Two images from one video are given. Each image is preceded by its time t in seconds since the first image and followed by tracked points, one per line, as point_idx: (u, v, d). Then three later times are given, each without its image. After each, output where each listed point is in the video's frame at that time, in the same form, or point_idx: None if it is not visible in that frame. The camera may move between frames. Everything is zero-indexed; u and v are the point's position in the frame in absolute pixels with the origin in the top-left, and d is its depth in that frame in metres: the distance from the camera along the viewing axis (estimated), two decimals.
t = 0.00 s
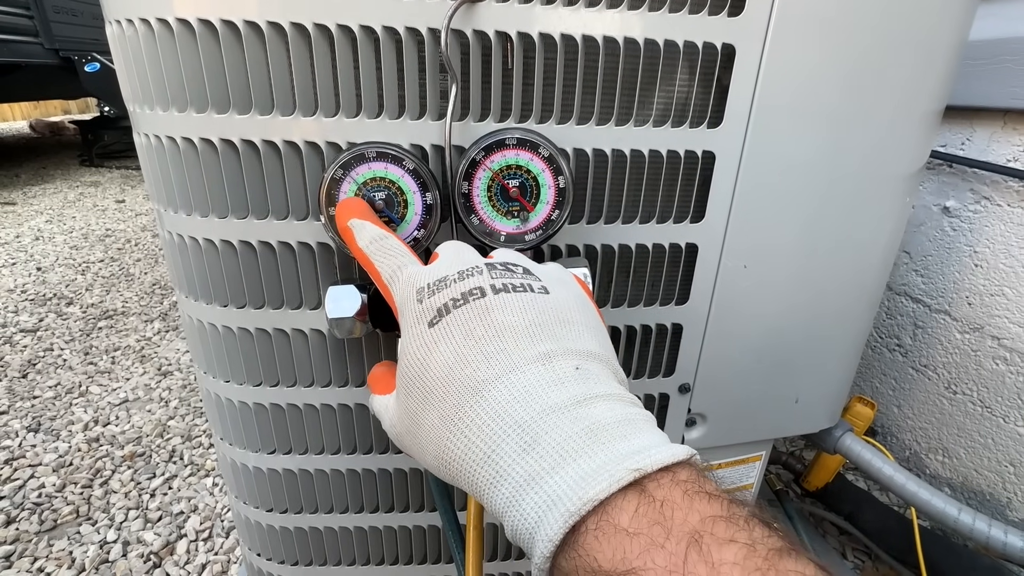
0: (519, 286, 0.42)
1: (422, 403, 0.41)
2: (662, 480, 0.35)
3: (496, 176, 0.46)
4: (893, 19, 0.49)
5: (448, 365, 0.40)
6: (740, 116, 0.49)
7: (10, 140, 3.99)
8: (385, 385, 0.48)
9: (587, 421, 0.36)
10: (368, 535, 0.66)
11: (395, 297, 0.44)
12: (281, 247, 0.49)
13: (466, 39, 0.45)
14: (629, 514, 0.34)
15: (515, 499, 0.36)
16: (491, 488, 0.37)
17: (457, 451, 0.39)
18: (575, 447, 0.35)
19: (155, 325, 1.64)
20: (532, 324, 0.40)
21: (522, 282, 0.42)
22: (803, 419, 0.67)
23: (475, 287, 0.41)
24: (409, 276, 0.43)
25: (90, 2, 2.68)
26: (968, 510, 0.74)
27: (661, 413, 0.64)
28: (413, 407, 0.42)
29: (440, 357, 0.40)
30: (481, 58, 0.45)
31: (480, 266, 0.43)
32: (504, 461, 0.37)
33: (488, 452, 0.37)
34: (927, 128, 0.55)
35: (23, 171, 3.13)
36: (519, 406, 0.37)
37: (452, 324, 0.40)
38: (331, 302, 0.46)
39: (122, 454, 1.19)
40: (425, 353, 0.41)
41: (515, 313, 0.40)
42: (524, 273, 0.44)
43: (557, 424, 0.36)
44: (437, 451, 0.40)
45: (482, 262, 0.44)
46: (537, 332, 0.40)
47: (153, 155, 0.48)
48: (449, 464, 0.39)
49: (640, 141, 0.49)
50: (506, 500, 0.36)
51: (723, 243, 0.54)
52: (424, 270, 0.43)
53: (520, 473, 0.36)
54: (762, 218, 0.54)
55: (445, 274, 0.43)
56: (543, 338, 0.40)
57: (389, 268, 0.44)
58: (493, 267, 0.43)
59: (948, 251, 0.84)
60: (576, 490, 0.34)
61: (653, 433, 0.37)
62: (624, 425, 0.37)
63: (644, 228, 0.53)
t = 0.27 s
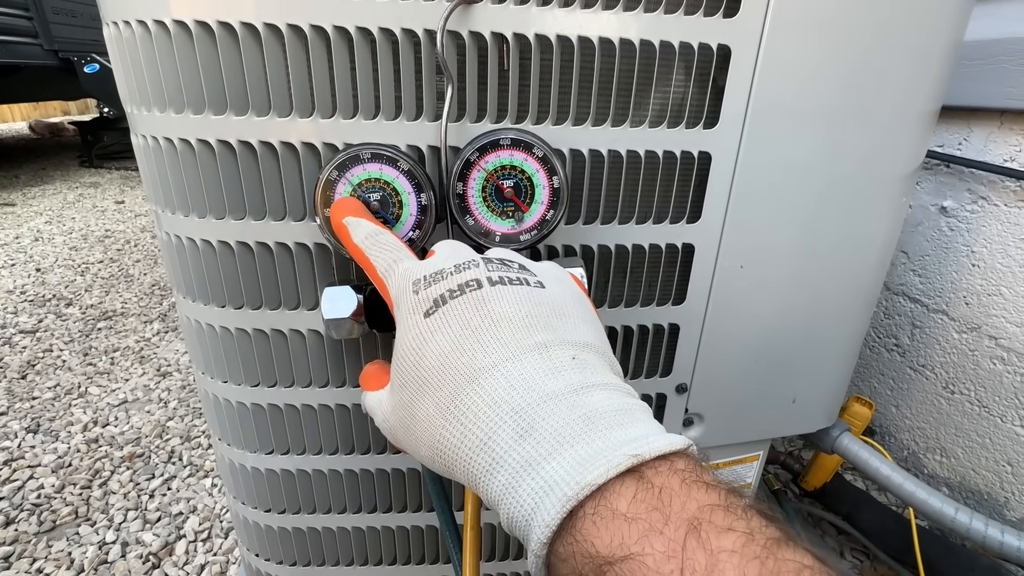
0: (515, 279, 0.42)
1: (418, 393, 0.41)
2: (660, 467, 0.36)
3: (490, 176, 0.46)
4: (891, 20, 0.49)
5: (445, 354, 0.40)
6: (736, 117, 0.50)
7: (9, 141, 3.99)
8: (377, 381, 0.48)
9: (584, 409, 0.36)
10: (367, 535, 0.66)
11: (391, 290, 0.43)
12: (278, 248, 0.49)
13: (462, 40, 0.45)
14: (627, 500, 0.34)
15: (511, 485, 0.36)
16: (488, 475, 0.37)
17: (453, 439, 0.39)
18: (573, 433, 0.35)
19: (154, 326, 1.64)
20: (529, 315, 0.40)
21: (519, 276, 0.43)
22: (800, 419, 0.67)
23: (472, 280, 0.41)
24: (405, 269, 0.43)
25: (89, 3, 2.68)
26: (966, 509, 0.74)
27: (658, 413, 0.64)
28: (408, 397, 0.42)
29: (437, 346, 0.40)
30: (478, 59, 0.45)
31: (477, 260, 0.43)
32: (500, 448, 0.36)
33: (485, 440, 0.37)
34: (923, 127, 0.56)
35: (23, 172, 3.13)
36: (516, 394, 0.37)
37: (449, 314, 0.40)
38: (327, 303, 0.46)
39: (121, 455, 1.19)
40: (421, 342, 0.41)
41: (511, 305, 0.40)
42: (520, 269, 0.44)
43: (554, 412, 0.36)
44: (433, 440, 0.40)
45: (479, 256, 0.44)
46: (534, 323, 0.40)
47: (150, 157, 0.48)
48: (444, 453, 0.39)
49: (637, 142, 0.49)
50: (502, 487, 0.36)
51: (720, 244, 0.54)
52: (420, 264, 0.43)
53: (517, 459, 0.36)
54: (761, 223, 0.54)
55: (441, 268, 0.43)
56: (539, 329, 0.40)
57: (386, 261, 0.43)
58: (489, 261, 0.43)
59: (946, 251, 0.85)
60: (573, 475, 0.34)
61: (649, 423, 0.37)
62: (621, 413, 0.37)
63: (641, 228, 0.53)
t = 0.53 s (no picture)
0: (515, 281, 0.42)
1: (415, 392, 0.41)
2: (657, 468, 0.36)
3: (488, 177, 0.46)
4: (891, 22, 0.49)
5: (444, 353, 0.40)
6: (735, 116, 0.50)
7: (10, 142, 3.99)
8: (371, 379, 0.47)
9: (583, 410, 0.36)
10: (366, 535, 0.66)
11: (390, 289, 0.43)
12: (277, 248, 0.49)
13: (460, 40, 0.45)
14: (625, 499, 0.34)
15: (510, 484, 0.35)
16: (486, 474, 0.37)
17: (451, 438, 0.38)
18: (572, 434, 0.35)
19: (154, 326, 1.64)
20: (529, 316, 0.40)
21: (518, 278, 0.43)
22: (799, 419, 0.67)
23: (472, 280, 0.41)
24: (404, 267, 0.43)
25: (89, 3, 2.68)
26: (965, 509, 0.74)
27: (657, 413, 0.64)
28: (406, 395, 0.41)
29: (437, 345, 0.40)
30: (476, 59, 0.45)
31: (477, 260, 0.43)
32: (499, 447, 0.36)
33: (484, 439, 0.37)
34: (922, 130, 0.56)
35: (23, 173, 3.13)
36: (516, 394, 0.37)
37: (449, 314, 0.40)
38: (326, 303, 0.46)
39: (121, 455, 1.19)
40: (422, 340, 0.40)
41: (511, 305, 0.40)
42: (520, 270, 0.44)
43: (553, 412, 0.36)
44: (429, 439, 0.40)
45: (478, 257, 0.44)
46: (533, 324, 0.40)
47: (149, 156, 0.48)
48: (441, 452, 0.39)
49: (636, 141, 0.49)
50: (500, 486, 0.36)
51: (719, 244, 0.54)
52: (419, 263, 0.43)
53: (516, 459, 0.36)
54: (758, 222, 0.54)
55: (441, 267, 0.43)
56: (538, 329, 0.40)
57: (385, 258, 0.43)
58: (489, 262, 0.43)
59: (945, 251, 0.85)
60: (572, 475, 0.34)
61: (647, 424, 0.37)
62: (619, 415, 0.37)
63: (640, 228, 0.53)
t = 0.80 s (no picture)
0: (503, 266, 0.42)
1: (406, 374, 0.41)
2: (645, 447, 0.35)
3: (481, 173, 0.46)
4: (889, 23, 0.49)
5: (433, 335, 0.40)
6: (732, 115, 0.50)
7: (10, 142, 3.99)
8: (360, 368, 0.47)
9: (572, 390, 0.36)
10: (365, 534, 0.66)
11: (378, 275, 0.43)
12: (276, 247, 0.49)
13: (458, 38, 0.45)
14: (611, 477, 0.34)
15: (499, 464, 0.35)
16: (475, 455, 0.37)
17: (442, 420, 0.38)
18: (560, 413, 0.35)
19: (154, 325, 1.65)
20: (518, 300, 0.41)
21: (506, 263, 0.43)
22: (797, 417, 0.67)
23: (460, 264, 0.42)
24: (392, 254, 0.43)
25: (89, 3, 2.68)
26: (963, 508, 0.74)
27: (655, 411, 0.64)
28: (397, 379, 0.41)
29: (426, 327, 0.40)
30: (474, 58, 0.45)
31: (466, 247, 0.44)
32: (489, 427, 0.36)
33: (474, 420, 0.37)
34: (918, 129, 0.56)
35: (23, 172, 3.13)
36: (505, 374, 0.37)
37: (438, 297, 0.40)
38: (318, 300, 0.47)
39: (121, 454, 1.19)
40: (411, 323, 0.40)
41: (500, 289, 0.41)
42: (508, 258, 0.44)
43: (543, 392, 0.36)
44: (421, 421, 0.40)
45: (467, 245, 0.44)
46: (522, 307, 0.40)
47: (148, 155, 0.48)
48: (432, 434, 0.39)
49: (634, 140, 0.49)
50: (490, 466, 0.36)
51: (716, 243, 0.54)
52: (407, 250, 0.43)
53: (505, 438, 0.36)
54: (763, 228, 0.54)
55: (429, 253, 0.43)
56: (528, 312, 0.40)
57: (372, 247, 0.43)
58: (477, 249, 0.44)
59: (944, 250, 0.85)
60: (561, 453, 0.34)
61: (635, 405, 0.37)
62: (608, 395, 0.37)
63: (638, 226, 0.53)
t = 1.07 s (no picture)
0: (501, 261, 0.43)
1: (404, 368, 0.41)
2: (643, 441, 0.36)
3: (482, 174, 0.46)
4: (890, 25, 0.49)
5: (433, 328, 0.40)
6: (732, 116, 0.50)
7: (11, 141, 4.00)
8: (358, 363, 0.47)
9: (570, 383, 0.36)
10: (365, 532, 0.67)
11: (376, 271, 0.43)
12: (276, 247, 0.50)
13: (457, 39, 0.45)
14: (610, 470, 0.34)
15: (498, 457, 0.35)
16: (474, 448, 0.36)
17: (441, 413, 0.38)
18: (558, 405, 0.35)
19: (155, 325, 1.65)
20: (516, 295, 0.41)
21: (505, 259, 0.43)
22: (796, 416, 0.67)
23: (459, 259, 0.42)
24: (390, 249, 0.43)
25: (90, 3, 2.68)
26: (962, 507, 0.75)
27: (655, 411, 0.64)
28: (395, 371, 0.41)
29: (425, 320, 0.40)
30: (474, 59, 0.46)
31: (464, 242, 0.44)
32: (487, 421, 0.36)
33: (472, 413, 0.37)
34: (918, 130, 0.56)
35: (24, 172, 3.13)
36: (505, 368, 0.37)
37: (437, 291, 0.40)
38: (321, 302, 0.46)
39: (122, 453, 1.19)
40: (410, 317, 0.41)
41: (498, 284, 0.41)
42: (506, 254, 0.44)
43: (542, 385, 0.36)
44: (419, 415, 0.40)
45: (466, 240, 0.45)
46: (521, 301, 0.40)
47: (149, 156, 0.49)
48: (430, 428, 0.39)
49: (633, 141, 0.49)
50: (488, 459, 0.36)
51: (716, 243, 0.55)
52: (405, 245, 0.43)
53: (503, 431, 0.35)
54: (762, 230, 0.55)
55: (428, 248, 0.43)
56: (526, 307, 0.40)
57: (370, 242, 0.43)
58: (475, 244, 0.44)
59: (944, 250, 0.85)
60: (560, 445, 0.33)
61: (633, 398, 0.37)
62: (607, 389, 0.37)
63: (638, 226, 0.53)
